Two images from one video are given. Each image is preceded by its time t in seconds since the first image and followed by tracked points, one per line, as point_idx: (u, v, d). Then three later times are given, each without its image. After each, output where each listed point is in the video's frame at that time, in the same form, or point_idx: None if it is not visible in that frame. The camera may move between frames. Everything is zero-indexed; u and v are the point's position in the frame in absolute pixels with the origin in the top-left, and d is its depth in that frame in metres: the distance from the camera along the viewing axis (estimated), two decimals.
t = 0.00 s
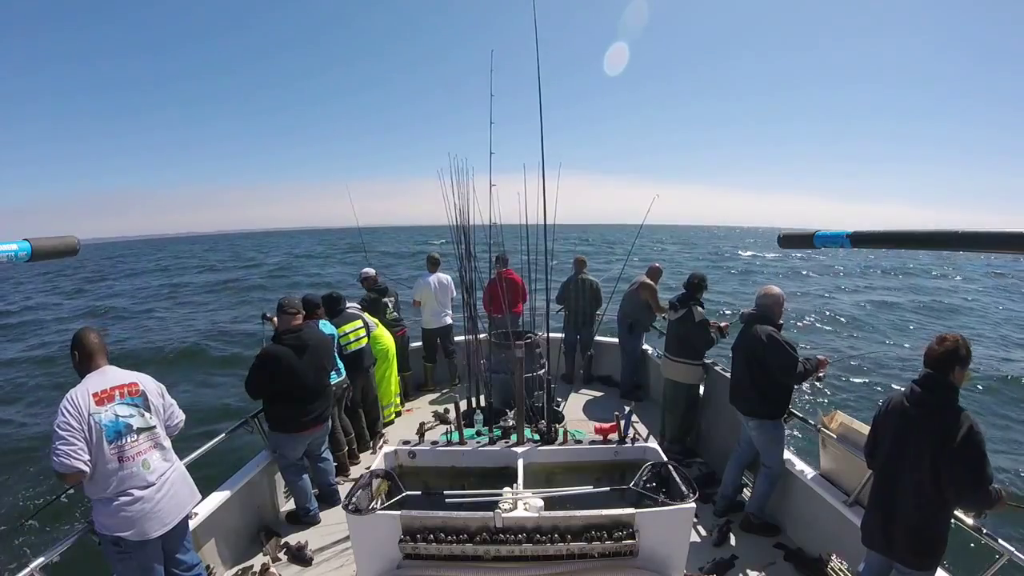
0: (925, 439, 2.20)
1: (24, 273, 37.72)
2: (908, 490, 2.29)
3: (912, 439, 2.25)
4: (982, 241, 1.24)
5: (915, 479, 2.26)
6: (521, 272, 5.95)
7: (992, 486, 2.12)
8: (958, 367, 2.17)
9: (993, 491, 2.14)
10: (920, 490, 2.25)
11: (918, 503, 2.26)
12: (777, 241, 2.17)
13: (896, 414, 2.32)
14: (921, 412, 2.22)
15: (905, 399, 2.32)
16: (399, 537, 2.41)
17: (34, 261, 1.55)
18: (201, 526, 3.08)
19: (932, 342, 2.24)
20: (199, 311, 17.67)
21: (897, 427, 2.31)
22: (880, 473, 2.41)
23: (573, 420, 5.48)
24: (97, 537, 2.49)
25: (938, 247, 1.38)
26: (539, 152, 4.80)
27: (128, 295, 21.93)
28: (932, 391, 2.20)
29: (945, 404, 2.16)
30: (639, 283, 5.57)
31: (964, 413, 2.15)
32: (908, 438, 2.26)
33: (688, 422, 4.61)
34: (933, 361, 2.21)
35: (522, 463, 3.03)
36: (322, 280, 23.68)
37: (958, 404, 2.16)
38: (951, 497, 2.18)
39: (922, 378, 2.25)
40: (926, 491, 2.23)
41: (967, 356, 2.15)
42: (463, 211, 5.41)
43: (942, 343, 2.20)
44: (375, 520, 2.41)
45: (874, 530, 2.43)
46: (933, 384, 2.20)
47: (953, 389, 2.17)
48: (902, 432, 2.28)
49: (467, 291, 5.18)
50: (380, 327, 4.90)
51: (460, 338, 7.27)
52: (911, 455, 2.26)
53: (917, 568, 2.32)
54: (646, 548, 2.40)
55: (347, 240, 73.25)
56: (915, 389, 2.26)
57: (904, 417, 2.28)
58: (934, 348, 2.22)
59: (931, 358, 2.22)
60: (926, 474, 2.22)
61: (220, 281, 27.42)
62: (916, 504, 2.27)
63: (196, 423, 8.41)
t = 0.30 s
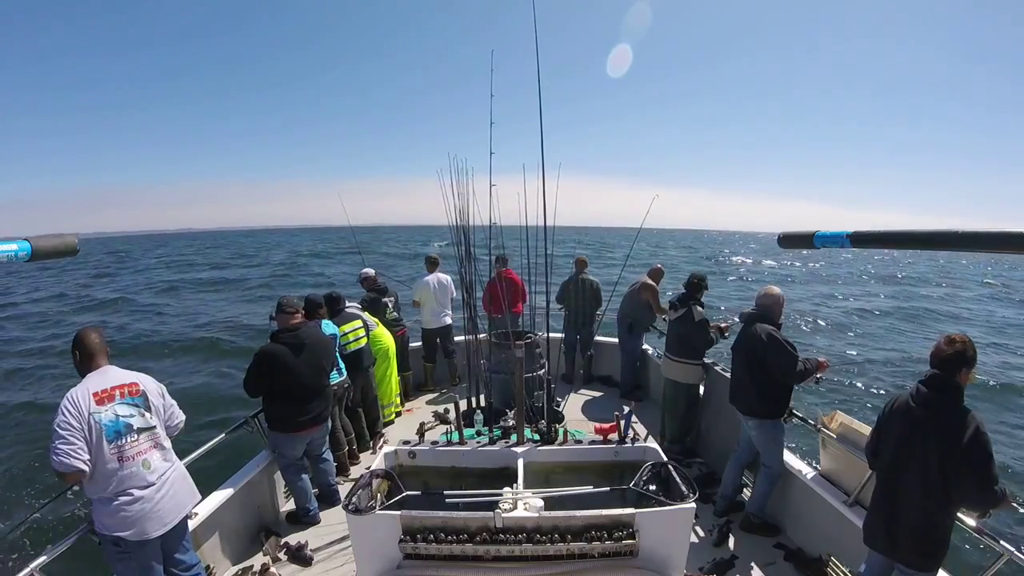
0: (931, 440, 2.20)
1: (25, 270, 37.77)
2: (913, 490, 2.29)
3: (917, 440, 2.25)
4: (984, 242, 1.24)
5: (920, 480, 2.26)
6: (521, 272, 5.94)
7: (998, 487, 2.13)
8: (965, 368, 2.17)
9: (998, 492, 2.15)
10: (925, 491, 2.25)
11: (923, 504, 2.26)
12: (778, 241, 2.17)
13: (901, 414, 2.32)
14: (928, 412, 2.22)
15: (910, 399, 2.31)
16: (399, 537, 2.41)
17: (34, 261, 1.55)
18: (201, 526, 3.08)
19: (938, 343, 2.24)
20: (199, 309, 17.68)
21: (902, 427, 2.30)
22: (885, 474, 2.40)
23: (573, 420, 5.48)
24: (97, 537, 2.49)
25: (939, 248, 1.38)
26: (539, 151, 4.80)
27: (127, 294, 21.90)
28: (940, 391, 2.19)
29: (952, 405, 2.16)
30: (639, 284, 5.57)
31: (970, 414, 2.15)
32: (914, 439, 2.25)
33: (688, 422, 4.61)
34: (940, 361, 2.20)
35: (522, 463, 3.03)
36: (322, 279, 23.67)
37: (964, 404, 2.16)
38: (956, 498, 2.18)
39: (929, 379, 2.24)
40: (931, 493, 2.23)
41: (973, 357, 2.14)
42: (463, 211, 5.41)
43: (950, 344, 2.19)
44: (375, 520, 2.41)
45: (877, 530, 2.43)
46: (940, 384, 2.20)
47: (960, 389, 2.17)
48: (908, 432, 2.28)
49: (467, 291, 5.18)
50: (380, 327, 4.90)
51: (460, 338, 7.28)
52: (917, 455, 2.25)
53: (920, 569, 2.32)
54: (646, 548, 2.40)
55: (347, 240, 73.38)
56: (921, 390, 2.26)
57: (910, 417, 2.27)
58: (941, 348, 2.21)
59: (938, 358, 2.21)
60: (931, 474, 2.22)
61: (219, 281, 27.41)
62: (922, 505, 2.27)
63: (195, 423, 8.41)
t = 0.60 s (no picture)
0: (933, 440, 2.20)
1: (23, 270, 37.70)
2: (914, 491, 2.28)
3: (918, 441, 2.24)
4: (983, 242, 1.24)
5: (921, 480, 2.25)
6: (521, 272, 5.95)
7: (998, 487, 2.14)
8: (966, 368, 2.17)
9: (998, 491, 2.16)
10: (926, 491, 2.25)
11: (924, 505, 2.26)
12: (777, 241, 2.17)
13: (902, 415, 2.31)
14: (929, 413, 2.21)
15: (911, 400, 2.31)
16: (399, 537, 2.42)
17: (34, 261, 1.55)
18: (201, 526, 3.08)
19: (938, 343, 2.24)
20: (199, 309, 17.68)
21: (903, 427, 2.30)
22: (886, 474, 2.40)
23: (573, 420, 5.48)
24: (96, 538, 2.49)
25: (938, 249, 1.39)
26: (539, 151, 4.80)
27: (127, 294, 21.90)
28: (941, 392, 2.19)
29: (954, 405, 2.16)
30: (639, 284, 5.57)
31: (971, 414, 2.15)
32: (915, 440, 2.25)
33: (688, 422, 4.61)
34: (940, 362, 2.20)
35: (522, 463, 3.03)
36: (322, 279, 23.69)
37: (965, 404, 2.17)
38: (957, 498, 2.19)
39: (930, 379, 2.24)
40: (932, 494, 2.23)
41: (974, 357, 2.14)
42: (463, 211, 5.42)
43: (950, 344, 2.19)
44: (375, 520, 2.41)
45: (878, 531, 2.43)
46: (941, 384, 2.19)
47: (961, 389, 2.17)
48: (909, 433, 2.27)
49: (467, 291, 5.18)
50: (380, 327, 4.90)
51: (460, 338, 7.28)
52: (918, 456, 2.25)
53: (921, 570, 2.32)
54: (646, 548, 2.40)
55: (347, 240, 73.28)
56: (922, 390, 2.25)
57: (912, 418, 2.27)
58: (941, 349, 2.21)
59: (939, 358, 2.21)
60: (933, 475, 2.22)
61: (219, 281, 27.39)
62: (923, 506, 2.26)
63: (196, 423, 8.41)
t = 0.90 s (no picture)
0: (934, 441, 2.20)
1: (25, 274, 37.77)
2: (915, 493, 2.28)
3: (918, 442, 2.24)
4: (983, 242, 1.24)
5: (922, 481, 2.25)
6: (521, 272, 5.95)
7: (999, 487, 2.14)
8: (964, 367, 2.17)
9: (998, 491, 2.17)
10: (928, 492, 2.24)
11: (926, 507, 2.26)
12: (777, 241, 2.17)
13: (902, 416, 2.31)
14: (930, 414, 2.21)
15: (911, 400, 2.31)
16: (399, 537, 2.41)
17: (34, 261, 1.55)
18: (201, 527, 3.08)
19: (936, 343, 2.24)
20: (199, 311, 17.69)
21: (903, 428, 2.29)
22: (887, 476, 2.39)
23: (573, 421, 5.49)
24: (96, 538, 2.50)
25: (937, 249, 1.39)
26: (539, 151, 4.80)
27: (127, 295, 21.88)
28: (940, 393, 2.19)
29: (953, 405, 2.16)
30: (640, 284, 5.58)
31: (971, 414, 2.16)
32: (916, 441, 2.25)
33: (687, 422, 4.61)
34: (939, 361, 2.20)
35: (522, 463, 3.03)
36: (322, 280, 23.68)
37: (964, 404, 2.17)
38: (957, 499, 2.19)
39: (929, 379, 2.24)
40: (932, 495, 2.24)
41: (972, 356, 2.15)
42: (463, 212, 5.43)
43: (948, 343, 2.19)
44: (375, 520, 2.41)
45: (880, 533, 2.42)
46: (940, 384, 2.19)
47: (960, 389, 2.17)
48: (909, 434, 2.27)
49: (467, 291, 5.18)
50: (381, 327, 4.91)
51: (460, 338, 7.28)
52: (919, 457, 2.25)
53: (922, 571, 2.32)
54: (646, 548, 2.40)
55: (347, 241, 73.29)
56: (921, 391, 2.25)
57: (912, 419, 2.26)
58: (939, 348, 2.21)
59: (937, 358, 2.21)
60: (934, 476, 2.22)
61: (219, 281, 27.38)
62: (925, 507, 2.26)
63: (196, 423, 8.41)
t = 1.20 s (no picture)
0: (935, 441, 2.20)
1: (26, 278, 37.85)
2: (916, 494, 2.28)
3: (917, 443, 2.25)
4: (984, 242, 1.24)
5: (923, 482, 2.25)
6: (520, 271, 5.95)
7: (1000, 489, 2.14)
8: (965, 368, 2.16)
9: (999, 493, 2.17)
10: (928, 493, 2.25)
11: (926, 508, 2.26)
12: (777, 241, 2.17)
13: (903, 417, 2.31)
14: (930, 415, 2.21)
15: (911, 400, 2.31)
16: (399, 538, 2.41)
17: (34, 261, 1.55)
18: (201, 527, 3.08)
19: (937, 343, 2.23)
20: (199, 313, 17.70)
21: (904, 429, 2.29)
22: (887, 476, 2.39)
23: (573, 421, 5.49)
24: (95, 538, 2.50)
25: (938, 249, 1.38)
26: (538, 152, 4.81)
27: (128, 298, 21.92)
28: (941, 393, 2.18)
29: (954, 406, 2.16)
30: (640, 284, 5.58)
31: (972, 415, 2.15)
32: (916, 442, 2.25)
33: (688, 422, 4.61)
34: (939, 362, 2.20)
35: (522, 463, 3.03)
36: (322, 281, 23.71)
37: (965, 405, 2.17)
38: (958, 500, 2.19)
39: (929, 380, 2.23)
40: (933, 496, 2.24)
41: (972, 356, 2.14)
42: (463, 212, 5.43)
43: (949, 344, 2.19)
44: (376, 520, 2.41)
45: (881, 534, 2.42)
46: (941, 385, 2.19)
47: (960, 390, 2.16)
48: (910, 434, 2.27)
49: (467, 291, 5.18)
50: (381, 327, 4.91)
51: (460, 339, 7.28)
52: (919, 458, 2.25)
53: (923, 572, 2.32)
54: (646, 548, 2.40)
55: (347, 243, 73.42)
56: (922, 392, 2.24)
57: (913, 420, 2.26)
58: (939, 349, 2.21)
59: (938, 358, 2.20)
60: (935, 477, 2.22)
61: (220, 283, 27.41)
62: (926, 508, 2.26)
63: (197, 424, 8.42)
